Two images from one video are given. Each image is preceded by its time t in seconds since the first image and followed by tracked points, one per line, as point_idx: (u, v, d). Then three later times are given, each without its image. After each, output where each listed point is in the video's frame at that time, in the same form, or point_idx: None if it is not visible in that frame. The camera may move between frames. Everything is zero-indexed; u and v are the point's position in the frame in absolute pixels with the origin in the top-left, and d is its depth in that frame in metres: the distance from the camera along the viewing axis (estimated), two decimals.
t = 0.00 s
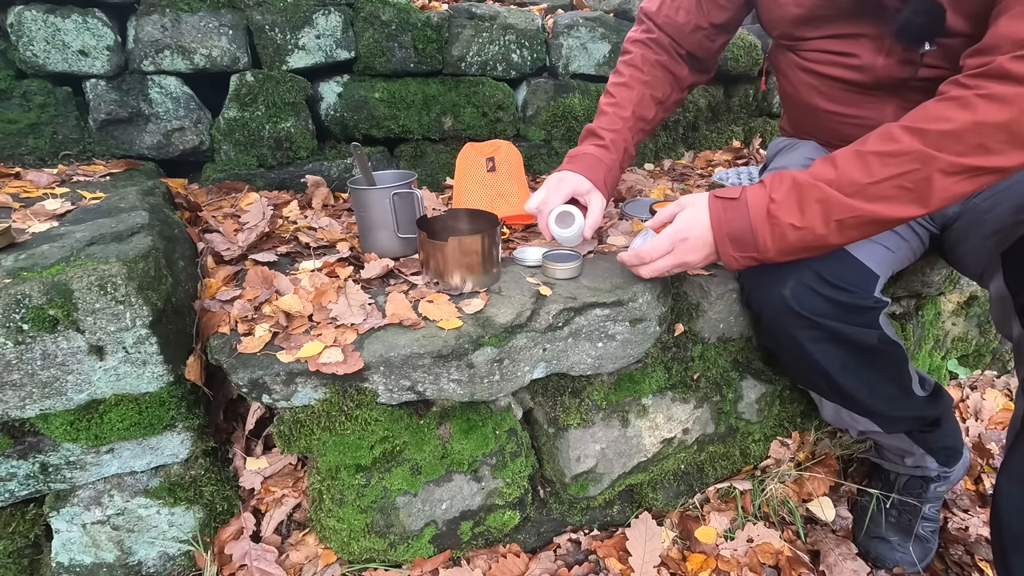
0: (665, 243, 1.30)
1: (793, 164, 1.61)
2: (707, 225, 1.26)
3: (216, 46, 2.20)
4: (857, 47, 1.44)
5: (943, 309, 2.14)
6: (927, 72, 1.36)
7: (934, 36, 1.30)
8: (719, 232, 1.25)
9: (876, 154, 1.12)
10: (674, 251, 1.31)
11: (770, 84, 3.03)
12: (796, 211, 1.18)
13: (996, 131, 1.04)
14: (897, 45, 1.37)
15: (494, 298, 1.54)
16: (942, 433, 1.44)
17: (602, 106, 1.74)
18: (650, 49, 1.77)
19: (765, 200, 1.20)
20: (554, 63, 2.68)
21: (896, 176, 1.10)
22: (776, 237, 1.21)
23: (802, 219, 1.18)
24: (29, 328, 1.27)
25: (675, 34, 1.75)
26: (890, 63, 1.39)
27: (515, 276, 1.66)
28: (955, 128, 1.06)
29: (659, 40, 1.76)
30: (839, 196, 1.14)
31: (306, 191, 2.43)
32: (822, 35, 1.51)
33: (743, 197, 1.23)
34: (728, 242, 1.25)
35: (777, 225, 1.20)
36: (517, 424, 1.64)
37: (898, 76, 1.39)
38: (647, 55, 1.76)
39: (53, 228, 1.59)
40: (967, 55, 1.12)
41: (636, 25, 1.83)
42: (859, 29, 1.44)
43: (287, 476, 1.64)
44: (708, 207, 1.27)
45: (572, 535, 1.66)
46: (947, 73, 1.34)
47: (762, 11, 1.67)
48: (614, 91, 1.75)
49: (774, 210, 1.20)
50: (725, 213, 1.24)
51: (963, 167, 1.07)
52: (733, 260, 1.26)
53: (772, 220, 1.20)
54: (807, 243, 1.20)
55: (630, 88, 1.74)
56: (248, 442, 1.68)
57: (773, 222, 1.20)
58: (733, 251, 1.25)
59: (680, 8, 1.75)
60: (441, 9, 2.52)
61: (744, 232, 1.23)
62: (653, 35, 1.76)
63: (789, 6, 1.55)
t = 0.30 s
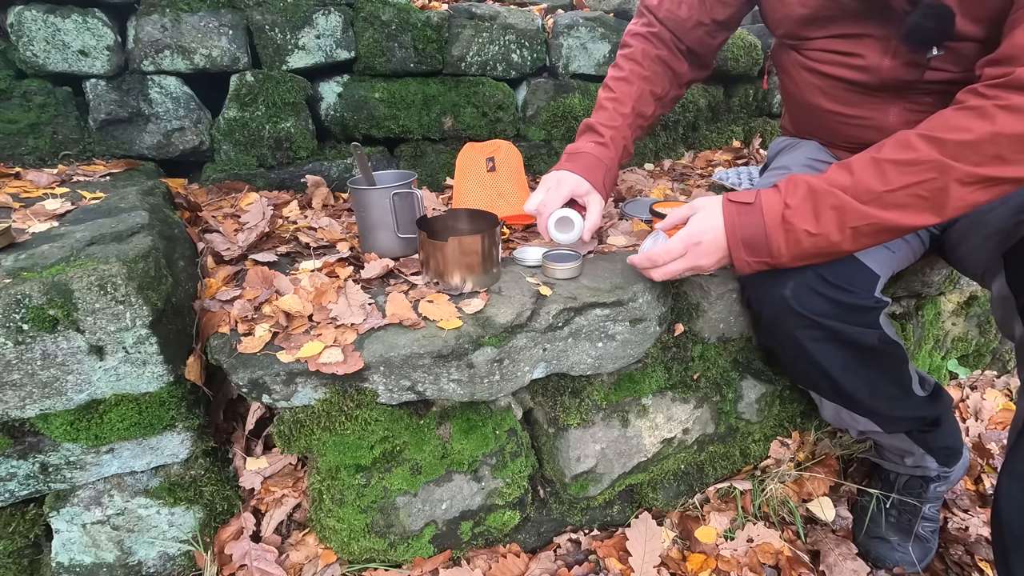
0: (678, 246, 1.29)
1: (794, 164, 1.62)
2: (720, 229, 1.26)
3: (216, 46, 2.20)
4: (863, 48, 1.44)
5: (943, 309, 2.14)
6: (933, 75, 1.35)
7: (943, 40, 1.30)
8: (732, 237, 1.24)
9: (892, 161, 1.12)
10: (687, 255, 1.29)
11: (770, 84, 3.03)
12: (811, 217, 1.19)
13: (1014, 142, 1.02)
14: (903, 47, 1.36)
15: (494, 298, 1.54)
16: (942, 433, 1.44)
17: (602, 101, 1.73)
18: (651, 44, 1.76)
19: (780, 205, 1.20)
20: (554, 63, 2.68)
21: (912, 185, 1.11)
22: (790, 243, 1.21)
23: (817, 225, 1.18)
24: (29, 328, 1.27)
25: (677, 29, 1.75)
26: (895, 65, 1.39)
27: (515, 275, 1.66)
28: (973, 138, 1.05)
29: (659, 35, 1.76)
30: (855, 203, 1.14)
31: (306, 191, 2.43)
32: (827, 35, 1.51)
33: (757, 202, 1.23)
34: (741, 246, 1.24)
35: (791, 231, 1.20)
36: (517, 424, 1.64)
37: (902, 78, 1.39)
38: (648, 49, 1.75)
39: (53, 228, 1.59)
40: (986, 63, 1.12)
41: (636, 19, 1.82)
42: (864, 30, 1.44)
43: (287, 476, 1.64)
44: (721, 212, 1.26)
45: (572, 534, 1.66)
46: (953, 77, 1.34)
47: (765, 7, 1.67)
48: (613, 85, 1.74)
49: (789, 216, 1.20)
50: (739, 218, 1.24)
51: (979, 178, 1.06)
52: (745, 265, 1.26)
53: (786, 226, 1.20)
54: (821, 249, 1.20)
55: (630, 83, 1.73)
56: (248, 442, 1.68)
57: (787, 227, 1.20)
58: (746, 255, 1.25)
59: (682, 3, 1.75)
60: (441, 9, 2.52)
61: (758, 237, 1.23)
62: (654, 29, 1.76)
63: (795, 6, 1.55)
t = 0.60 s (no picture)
0: (687, 251, 1.29)
1: (794, 164, 1.63)
2: (730, 232, 1.25)
3: (216, 46, 2.20)
4: (865, 47, 1.44)
5: (943, 309, 2.14)
6: (936, 75, 1.35)
7: (947, 41, 1.30)
8: (743, 241, 1.24)
9: (903, 166, 1.12)
10: (697, 259, 1.29)
11: (770, 84, 3.03)
12: (822, 221, 1.18)
13: None
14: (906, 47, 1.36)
15: (494, 298, 1.54)
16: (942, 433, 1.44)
17: (602, 99, 1.73)
18: (651, 41, 1.76)
19: (790, 209, 1.20)
20: (554, 63, 2.68)
21: (924, 189, 1.11)
22: (800, 247, 1.21)
23: (828, 229, 1.18)
24: (29, 328, 1.27)
25: (677, 27, 1.75)
26: (898, 65, 1.38)
27: (515, 275, 1.67)
28: (984, 143, 1.06)
29: (659, 33, 1.75)
30: (866, 207, 1.14)
31: (306, 191, 2.43)
32: (831, 35, 1.51)
33: (767, 205, 1.22)
34: (752, 250, 1.24)
35: (802, 235, 1.20)
36: (517, 424, 1.64)
37: (906, 78, 1.38)
38: (648, 47, 1.75)
39: (53, 228, 1.59)
40: (994, 68, 1.13)
41: (636, 16, 1.82)
42: (867, 29, 1.43)
43: (287, 476, 1.64)
44: (733, 216, 1.25)
45: (572, 535, 1.66)
46: (956, 78, 1.34)
47: (767, 6, 1.67)
48: (613, 83, 1.74)
49: (799, 221, 1.19)
50: (749, 222, 1.24)
51: (989, 183, 1.07)
52: (754, 268, 1.26)
53: (797, 230, 1.20)
54: (831, 254, 1.20)
55: (630, 81, 1.73)
56: (248, 442, 1.68)
57: (797, 232, 1.20)
58: (755, 259, 1.25)
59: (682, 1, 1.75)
60: (441, 8, 2.52)
61: (768, 241, 1.23)
62: (654, 27, 1.75)
63: (798, 6, 1.55)
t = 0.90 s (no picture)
0: (688, 251, 1.29)
1: (794, 164, 1.63)
2: (731, 233, 1.25)
3: (216, 46, 2.20)
4: (866, 47, 1.44)
5: (943, 309, 2.14)
6: (936, 75, 1.35)
7: (947, 40, 1.30)
8: (744, 242, 1.24)
9: (904, 165, 1.13)
10: (698, 260, 1.29)
11: (770, 84, 3.03)
12: (823, 222, 1.18)
13: None
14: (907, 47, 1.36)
15: (494, 298, 1.54)
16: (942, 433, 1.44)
17: (601, 98, 1.73)
18: (651, 41, 1.76)
19: (791, 209, 1.20)
20: (554, 63, 2.68)
21: (925, 189, 1.11)
22: (802, 247, 1.21)
23: (830, 229, 1.18)
24: (29, 328, 1.27)
25: (677, 26, 1.75)
26: (899, 64, 1.38)
27: (515, 275, 1.66)
28: (986, 143, 1.06)
29: (659, 32, 1.75)
30: (868, 207, 1.14)
31: (306, 191, 2.43)
32: (831, 34, 1.51)
33: (768, 205, 1.22)
34: (753, 251, 1.24)
35: (803, 235, 1.20)
36: (517, 424, 1.64)
37: (906, 78, 1.38)
38: (647, 46, 1.75)
39: (53, 229, 1.59)
40: (995, 67, 1.13)
41: (636, 16, 1.82)
42: (868, 28, 1.43)
43: (287, 476, 1.64)
44: (733, 217, 1.25)
45: (572, 534, 1.66)
46: (956, 77, 1.34)
47: (767, 5, 1.67)
48: (612, 82, 1.74)
49: (801, 221, 1.19)
50: (750, 222, 1.23)
51: (990, 182, 1.07)
52: (755, 268, 1.26)
53: (798, 231, 1.20)
54: (832, 254, 1.20)
55: (630, 80, 1.73)
56: (248, 442, 1.68)
57: (798, 232, 1.20)
58: (757, 259, 1.25)
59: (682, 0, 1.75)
60: (441, 8, 2.52)
61: (769, 242, 1.23)
62: (654, 26, 1.76)
63: (798, 5, 1.55)
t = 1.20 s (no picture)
0: (687, 250, 1.29)
1: (794, 164, 1.63)
2: (730, 232, 1.25)
3: (216, 46, 2.20)
4: (865, 47, 1.44)
5: (943, 309, 2.14)
6: (936, 74, 1.35)
7: (947, 40, 1.30)
8: (743, 241, 1.24)
9: (903, 164, 1.13)
10: (696, 259, 1.29)
11: (770, 84, 3.03)
12: (823, 221, 1.18)
13: None
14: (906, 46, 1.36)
15: (494, 298, 1.54)
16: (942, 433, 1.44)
17: (600, 97, 1.73)
18: (650, 41, 1.76)
19: (791, 208, 1.20)
20: (554, 63, 2.68)
21: (924, 187, 1.11)
22: (801, 247, 1.21)
23: (829, 228, 1.18)
24: (29, 328, 1.27)
25: (676, 27, 1.75)
26: (898, 64, 1.38)
27: (515, 275, 1.66)
28: (985, 141, 1.06)
29: (659, 32, 1.75)
30: (867, 206, 1.14)
31: (306, 191, 2.43)
32: (830, 34, 1.51)
33: (767, 204, 1.22)
34: (752, 250, 1.24)
35: (803, 234, 1.20)
36: (517, 424, 1.64)
37: (905, 77, 1.38)
38: (647, 46, 1.75)
39: (53, 228, 1.59)
40: (994, 66, 1.13)
41: (636, 15, 1.82)
42: (867, 28, 1.43)
43: (287, 476, 1.64)
44: (733, 216, 1.25)
45: (572, 535, 1.66)
46: (955, 76, 1.34)
47: (766, 5, 1.67)
48: (611, 82, 1.74)
49: (800, 220, 1.19)
50: (749, 221, 1.24)
51: (990, 180, 1.07)
52: (754, 267, 1.26)
53: (797, 230, 1.20)
54: (832, 252, 1.20)
55: (630, 80, 1.73)
56: (248, 442, 1.68)
57: (798, 231, 1.20)
58: (756, 259, 1.25)
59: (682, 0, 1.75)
60: (441, 8, 2.52)
61: (768, 241, 1.23)
62: (653, 26, 1.76)
63: (797, 5, 1.55)
